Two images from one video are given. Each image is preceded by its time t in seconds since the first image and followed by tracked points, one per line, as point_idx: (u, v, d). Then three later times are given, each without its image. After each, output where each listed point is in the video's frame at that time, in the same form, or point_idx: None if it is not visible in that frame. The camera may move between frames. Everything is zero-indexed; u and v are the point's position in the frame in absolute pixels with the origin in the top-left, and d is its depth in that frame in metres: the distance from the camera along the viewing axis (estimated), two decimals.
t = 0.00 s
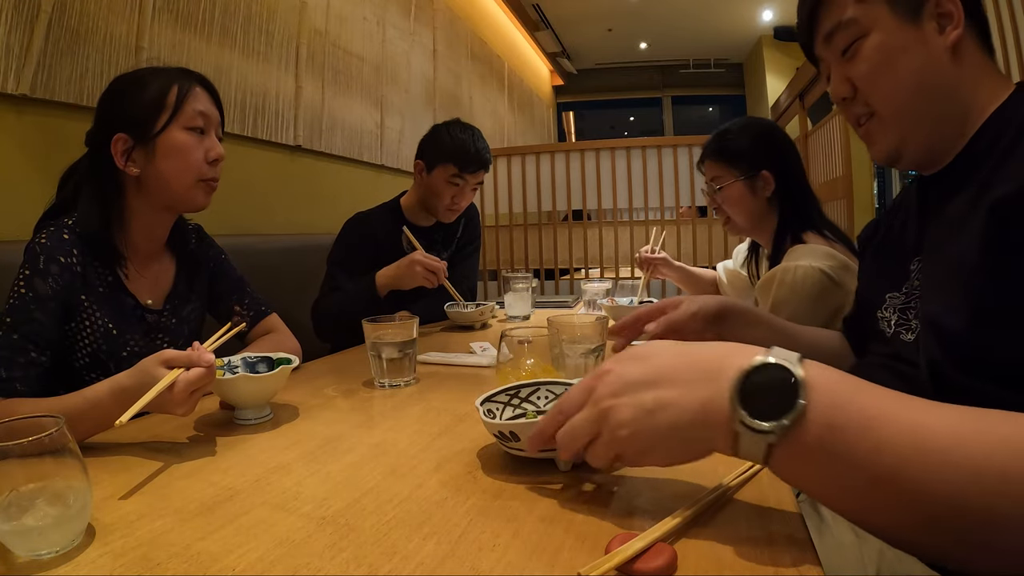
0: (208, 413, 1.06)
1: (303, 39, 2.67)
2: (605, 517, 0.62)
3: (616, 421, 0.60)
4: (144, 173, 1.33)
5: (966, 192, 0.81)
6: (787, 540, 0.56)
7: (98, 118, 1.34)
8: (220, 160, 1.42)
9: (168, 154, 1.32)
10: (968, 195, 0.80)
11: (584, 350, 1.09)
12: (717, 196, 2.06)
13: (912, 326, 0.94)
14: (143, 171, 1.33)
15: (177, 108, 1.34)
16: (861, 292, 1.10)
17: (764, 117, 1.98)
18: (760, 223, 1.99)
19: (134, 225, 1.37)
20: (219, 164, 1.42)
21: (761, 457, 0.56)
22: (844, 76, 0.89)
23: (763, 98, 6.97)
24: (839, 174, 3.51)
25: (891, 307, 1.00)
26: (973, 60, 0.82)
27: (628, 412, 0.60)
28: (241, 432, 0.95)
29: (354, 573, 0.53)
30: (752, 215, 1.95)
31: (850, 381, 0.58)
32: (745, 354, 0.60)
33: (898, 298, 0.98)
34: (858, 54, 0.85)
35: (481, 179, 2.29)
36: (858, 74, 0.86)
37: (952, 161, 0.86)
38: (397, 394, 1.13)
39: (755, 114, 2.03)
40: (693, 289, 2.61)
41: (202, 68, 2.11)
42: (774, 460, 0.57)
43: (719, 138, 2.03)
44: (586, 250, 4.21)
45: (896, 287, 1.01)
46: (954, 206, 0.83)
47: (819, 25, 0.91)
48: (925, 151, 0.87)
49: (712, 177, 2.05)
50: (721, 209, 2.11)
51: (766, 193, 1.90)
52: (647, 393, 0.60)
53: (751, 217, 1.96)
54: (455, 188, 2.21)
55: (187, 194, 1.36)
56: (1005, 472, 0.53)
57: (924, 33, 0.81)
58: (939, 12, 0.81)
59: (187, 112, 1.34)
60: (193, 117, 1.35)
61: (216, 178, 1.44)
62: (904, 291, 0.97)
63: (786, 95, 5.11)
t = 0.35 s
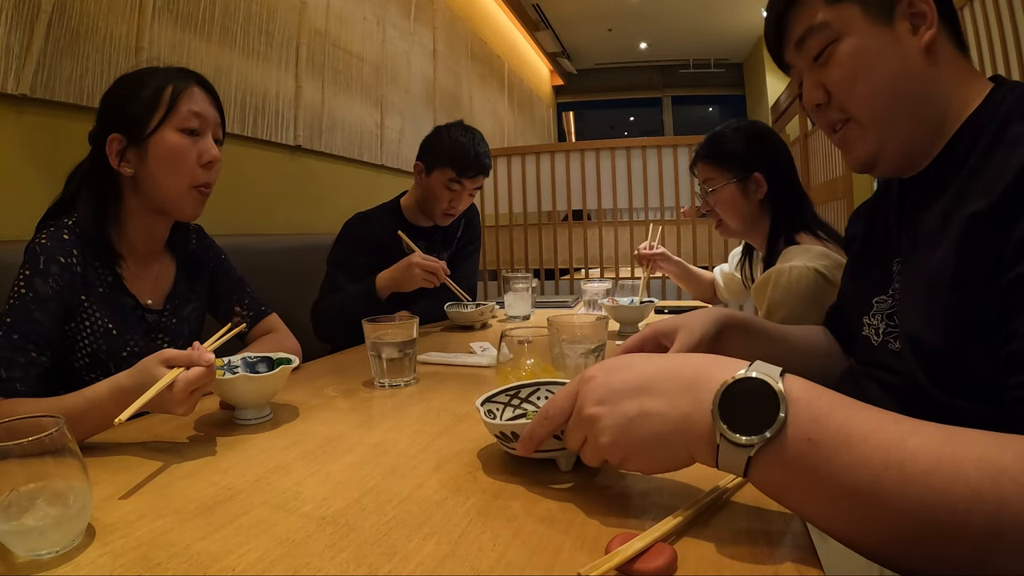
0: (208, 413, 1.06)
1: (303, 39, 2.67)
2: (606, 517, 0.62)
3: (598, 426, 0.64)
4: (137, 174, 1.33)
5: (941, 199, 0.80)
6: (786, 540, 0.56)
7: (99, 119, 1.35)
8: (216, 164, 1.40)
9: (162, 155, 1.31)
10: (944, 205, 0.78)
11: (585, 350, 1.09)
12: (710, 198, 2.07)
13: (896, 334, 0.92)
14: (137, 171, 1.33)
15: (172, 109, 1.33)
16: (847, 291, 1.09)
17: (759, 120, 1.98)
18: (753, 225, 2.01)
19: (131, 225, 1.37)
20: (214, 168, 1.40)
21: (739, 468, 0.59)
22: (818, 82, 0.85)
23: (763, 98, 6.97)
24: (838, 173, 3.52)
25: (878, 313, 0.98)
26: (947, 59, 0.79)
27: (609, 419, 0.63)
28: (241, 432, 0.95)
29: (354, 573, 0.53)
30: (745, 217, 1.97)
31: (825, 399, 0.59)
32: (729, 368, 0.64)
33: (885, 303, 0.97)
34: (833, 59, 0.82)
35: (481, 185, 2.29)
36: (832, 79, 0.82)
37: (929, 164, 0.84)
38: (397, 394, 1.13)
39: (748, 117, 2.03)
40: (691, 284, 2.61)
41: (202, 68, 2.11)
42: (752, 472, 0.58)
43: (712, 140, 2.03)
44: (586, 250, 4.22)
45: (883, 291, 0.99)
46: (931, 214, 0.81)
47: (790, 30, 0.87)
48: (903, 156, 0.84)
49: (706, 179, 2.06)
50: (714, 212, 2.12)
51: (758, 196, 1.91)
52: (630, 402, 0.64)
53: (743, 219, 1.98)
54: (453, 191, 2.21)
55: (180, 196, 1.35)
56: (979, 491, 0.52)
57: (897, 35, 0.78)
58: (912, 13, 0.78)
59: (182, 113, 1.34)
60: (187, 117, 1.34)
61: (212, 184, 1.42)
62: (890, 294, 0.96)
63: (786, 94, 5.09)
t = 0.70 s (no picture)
0: (208, 413, 1.06)
1: (303, 39, 2.67)
2: (607, 517, 0.62)
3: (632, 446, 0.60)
4: (130, 174, 1.34)
5: (936, 207, 0.78)
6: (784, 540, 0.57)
7: (99, 116, 1.36)
8: (211, 162, 1.40)
9: (155, 154, 1.31)
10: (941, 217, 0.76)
11: (583, 349, 1.11)
12: (712, 196, 2.08)
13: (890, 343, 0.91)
14: (130, 170, 1.34)
15: (164, 107, 1.33)
16: (837, 293, 1.07)
17: (764, 120, 1.97)
18: (754, 224, 2.01)
19: (128, 226, 1.37)
20: (209, 166, 1.39)
21: (787, 495, 0.56)
22: (798, 83, 0.83)
23: (763, 98, 6.97)
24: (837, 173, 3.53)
25: (870, 318, 0.97)
26: (934, 58, 0.77)
27: (647, 441, 0.60)
28: (241, 432, 0.95)
29: (354, 573, 0.53)
30: (746, 216, 1.97)
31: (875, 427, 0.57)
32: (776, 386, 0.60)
33: (878, 308, 0.95)
34: (811, 60, 0.79)
35: (482, 186, 2.29)
36: (812, 82, 0.80)
37: (926, 171, 0.82)
38: (397, 394, 1.13)
39: (754, 117, 2.03)
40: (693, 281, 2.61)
41: (202, 68, 2.11)
42: (799, 501, 0.55)
43: (716, 138, 2.03)
44: (586, 250, 4.22)
45: (875, 295, 0.98)
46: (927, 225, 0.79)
47: (767, 29, 0.84)
48: (889, 159, 0.82)
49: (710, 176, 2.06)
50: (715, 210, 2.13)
51: (761, 196, 1.92)
52: (668, 422, 0.60)
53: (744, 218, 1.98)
54: (454, 193, 2.21)
55: (173, 195, 1.34)
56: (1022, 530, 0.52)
57: (880, 34, 0.75)
58: (895, 9, 0.76)
59: (174, 111, 1.33)
60: (180, 116, 1.34)
61: (209, 184, 1.41)
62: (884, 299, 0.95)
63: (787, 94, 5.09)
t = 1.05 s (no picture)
0: (208, 413, 1.06)
1: (303, 39, 2.67)
2: (606, 518, 0.62)
3: (697, 456, 0.51)
4: (127, 173, 1.34)
5: (937, 221, 0.78)
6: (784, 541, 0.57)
7: (98, 117, 1.36)
8: (207, 161, 1.39)
9: (151, 155, 1.31)
10: (944, 236, 0.76)
11: (583, 349, 1.11)
12: (713, 196, 2.08)
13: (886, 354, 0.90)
14: (127, 170, 1.34)
15: (161, 107, 1.32)
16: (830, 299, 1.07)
17: (765, 119, 1.97)
18: (756, 224, 2.02)
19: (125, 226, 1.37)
20: (205, 166, 1.39)
21: (864, 530, 0.51)
22: (788, 84, 0.78)
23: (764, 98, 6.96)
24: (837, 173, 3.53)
25: (863, 328, 0.96)
26: (934, 54, 0.75)
27: (708, 451, 0.51)
28: (241, 432, 0.95)
29: (354, 573, 0.53)
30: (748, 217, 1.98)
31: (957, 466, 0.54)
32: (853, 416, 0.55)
33: (869, 318, 0.94)
34: (806, 59, 0.75)
35: (484, 187, 2.29)
36: (808, 83, 0.75)
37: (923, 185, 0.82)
38: (397, 394, 1.13)
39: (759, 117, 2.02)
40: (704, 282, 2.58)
41: (202, 68, 2.11)
42: (879, 536, 0.52)
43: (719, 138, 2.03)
44: (586, 250, 4.22)
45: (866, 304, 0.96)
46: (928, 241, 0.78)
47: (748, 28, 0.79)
48: (884, 163, 0.81)
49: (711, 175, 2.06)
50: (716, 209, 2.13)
51: (763, 196, 1.92)
52: (742, 432, 0.51)
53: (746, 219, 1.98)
54: (456, 193, 2.21)
55: (167, 195, 1.34)
56: None
57: (881, 30, 0.72)
58: None
59: (170, 111, 1.33)
60: (176, 115, 1.33)
61: (205, 184, 1.41)
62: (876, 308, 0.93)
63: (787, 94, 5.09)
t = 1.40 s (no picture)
0: (208, 413, 1.06)
1: (303, 39, 2.67)
2: (607, 517, 0.63)
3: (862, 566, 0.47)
4: (127, 172, 1.34)
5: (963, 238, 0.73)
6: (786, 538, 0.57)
7: (100, 115, 1.37)
8: (207, 162, 1.38)
9: (150, 154, 1.31)
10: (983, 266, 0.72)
11: (583, 349, 1.11)
12: (718, 191, 2.01)
13: (884, 364, 0.87)
14: (127, 168, 1.34)
15: (160, 107, 1.32)
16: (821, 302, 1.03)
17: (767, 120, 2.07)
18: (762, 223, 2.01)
19: (127, 226, 1.36)
20: (205, 166, 1.38)
21: None
22: (804, 97, 0.69)
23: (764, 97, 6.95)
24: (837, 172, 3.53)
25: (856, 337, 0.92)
26: (952, 53, 0.70)
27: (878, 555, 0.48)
28: (241, 432, 0.95)
29: (354, 573, 0.53)
30: (758, 214, 1.97)
31: None
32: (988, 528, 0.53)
33: (864, 325, 0.91)
34: (829, 69, 0.66)
35: (485, 188, 2.30)
36: (832, 97, 0.67)
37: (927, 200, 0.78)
38: (397, 394, 1.13)
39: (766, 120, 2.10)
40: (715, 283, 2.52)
41: (202, 68, 2.11)
42: None
43: (732, 132, 2.03)
44: (586, 250, 4.22)
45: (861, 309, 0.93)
46: (953, 269, 0.75)
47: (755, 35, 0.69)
48: (903, 177, 0.75)
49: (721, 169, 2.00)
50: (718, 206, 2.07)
51: (775, 192, 1.94)
52: (909, 551, 0.48)
53: (754, 216, 1.97)
54: (459, 193, 2.21)
55: (165, 197, 1.34)
56: None
57: (909, 30, 0.65)
58: None
59: (170, 110, 1.32)
60: (176, 115, 1.33)
61: (204, 185, 1.40)
62: (872, 315, 0.90)
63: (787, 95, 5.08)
